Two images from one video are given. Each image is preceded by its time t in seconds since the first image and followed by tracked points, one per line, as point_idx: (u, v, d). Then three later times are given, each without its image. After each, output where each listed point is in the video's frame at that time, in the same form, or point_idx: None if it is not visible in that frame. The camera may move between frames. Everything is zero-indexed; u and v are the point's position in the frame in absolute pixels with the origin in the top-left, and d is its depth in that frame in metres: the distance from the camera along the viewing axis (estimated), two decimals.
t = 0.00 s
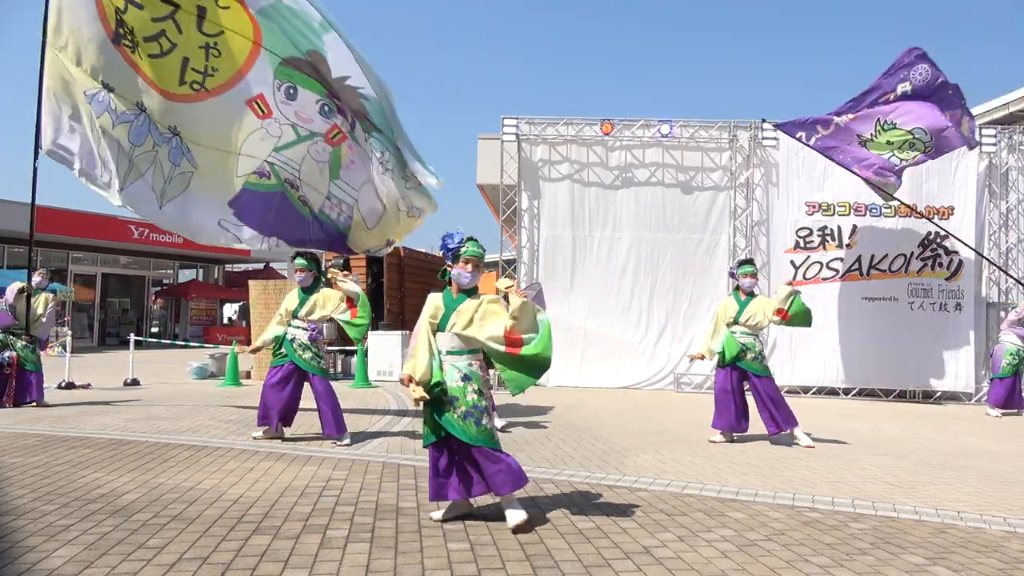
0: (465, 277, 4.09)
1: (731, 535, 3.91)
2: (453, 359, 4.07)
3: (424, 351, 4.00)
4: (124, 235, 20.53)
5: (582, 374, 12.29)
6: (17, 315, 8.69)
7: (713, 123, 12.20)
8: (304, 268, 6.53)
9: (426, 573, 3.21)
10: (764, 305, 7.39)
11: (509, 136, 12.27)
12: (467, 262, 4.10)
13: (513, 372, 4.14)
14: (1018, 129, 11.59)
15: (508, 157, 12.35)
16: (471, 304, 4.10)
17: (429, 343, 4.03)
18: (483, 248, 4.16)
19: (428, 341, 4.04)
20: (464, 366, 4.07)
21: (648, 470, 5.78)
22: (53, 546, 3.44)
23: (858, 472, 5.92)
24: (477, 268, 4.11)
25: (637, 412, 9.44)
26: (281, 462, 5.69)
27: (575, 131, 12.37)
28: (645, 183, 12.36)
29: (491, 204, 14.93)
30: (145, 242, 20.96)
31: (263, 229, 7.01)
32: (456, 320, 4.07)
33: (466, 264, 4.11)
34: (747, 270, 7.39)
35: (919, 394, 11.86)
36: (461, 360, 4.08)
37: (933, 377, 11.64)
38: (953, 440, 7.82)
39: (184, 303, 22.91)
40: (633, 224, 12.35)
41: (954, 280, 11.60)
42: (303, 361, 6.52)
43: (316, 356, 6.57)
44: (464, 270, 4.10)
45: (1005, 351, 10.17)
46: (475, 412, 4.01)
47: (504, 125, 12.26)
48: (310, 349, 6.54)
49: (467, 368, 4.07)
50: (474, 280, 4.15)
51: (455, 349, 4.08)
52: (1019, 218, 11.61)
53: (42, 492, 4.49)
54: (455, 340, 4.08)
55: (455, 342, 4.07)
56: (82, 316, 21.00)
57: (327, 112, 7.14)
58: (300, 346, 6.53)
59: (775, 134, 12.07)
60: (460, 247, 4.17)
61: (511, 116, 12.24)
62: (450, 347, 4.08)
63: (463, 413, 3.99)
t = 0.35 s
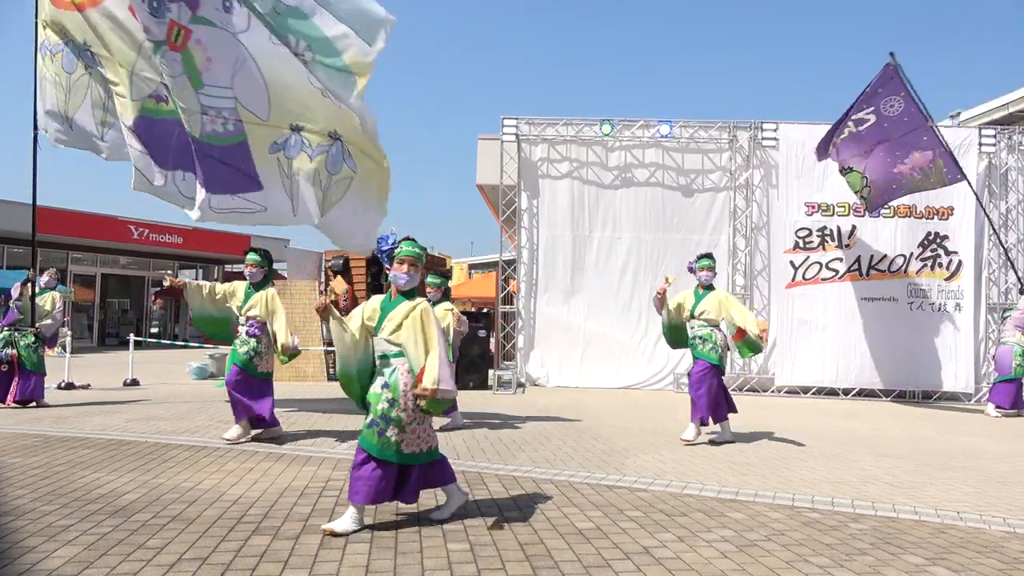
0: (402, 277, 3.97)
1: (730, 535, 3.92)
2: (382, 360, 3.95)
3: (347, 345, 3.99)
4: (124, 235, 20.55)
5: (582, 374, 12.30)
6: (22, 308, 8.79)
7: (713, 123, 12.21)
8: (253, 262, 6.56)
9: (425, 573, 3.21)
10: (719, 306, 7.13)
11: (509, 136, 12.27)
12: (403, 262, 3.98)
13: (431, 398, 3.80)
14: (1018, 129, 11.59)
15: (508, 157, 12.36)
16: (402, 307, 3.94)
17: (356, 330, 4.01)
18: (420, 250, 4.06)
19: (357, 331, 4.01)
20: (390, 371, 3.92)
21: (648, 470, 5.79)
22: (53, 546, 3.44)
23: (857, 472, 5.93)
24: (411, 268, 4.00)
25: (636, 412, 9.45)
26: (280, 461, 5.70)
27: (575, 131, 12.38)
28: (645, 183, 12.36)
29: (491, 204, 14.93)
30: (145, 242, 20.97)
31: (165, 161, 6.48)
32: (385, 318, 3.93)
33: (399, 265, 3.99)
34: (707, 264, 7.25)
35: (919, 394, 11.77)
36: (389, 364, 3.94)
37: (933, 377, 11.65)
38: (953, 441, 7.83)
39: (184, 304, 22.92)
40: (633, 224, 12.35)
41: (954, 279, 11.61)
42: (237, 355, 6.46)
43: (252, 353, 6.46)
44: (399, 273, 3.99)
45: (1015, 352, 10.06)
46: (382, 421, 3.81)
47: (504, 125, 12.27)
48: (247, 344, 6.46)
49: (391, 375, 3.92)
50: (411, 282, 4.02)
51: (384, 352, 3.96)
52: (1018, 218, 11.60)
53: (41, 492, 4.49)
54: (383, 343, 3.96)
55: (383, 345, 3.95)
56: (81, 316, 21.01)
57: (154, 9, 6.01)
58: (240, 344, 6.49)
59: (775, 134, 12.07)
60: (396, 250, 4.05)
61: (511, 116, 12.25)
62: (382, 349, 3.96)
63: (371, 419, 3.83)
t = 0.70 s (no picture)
0: (319, 268, 4.01)
1: (730, 535, 3.92)
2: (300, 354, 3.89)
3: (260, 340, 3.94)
4: (124, 235, 20.57)
5: (583, 374, 12.29)
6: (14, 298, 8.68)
7: (713, 123, 12.20)
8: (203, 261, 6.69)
9: (425, 573, 3.21)
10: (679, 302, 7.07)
11: (509, 136, 12.28)
12: (320, 253, 4.04)
13: (330, 392, 3.77)
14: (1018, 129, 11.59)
15: (508, 157, 12.35)
16: (324, 298, 3.92)
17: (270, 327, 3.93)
18: (340, 240, 4.13)
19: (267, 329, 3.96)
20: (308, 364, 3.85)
21: (647, 469, 5.80)
22: (53, 547, 3.44)
23: (857, 472, 5.94)
24: (329, 258, 4.05)
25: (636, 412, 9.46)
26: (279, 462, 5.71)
27: (575, 131, 12.38)
28: (644, 183, 12.36)
29: (491, 204, 14.92)
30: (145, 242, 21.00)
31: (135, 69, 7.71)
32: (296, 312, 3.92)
33: (317, 256, 4.06)
34: (669, 261, 7.17)
35: (919, 394, 11.85)
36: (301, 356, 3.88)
37: (933, 377, 11.65)
38: (952, 441, 7.84)
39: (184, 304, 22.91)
40: (633, 224, 12.35)
41: (953, 280, 11.61)
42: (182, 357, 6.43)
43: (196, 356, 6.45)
44: (320, 263, 4.03)
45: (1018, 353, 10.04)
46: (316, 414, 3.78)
47: (504, 126, 12.28)
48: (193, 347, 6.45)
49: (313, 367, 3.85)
50: (331, 273, 4.06)
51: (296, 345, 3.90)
52: (1018, 218, 11.62)
53: (41, 492, 4.49)
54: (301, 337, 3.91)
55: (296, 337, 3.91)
56: (81, 317, 21.00)
57: None
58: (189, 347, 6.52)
59: (775, 134, 12.08)
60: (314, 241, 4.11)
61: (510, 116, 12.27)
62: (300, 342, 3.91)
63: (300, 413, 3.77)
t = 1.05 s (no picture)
0: (211, 279, 3.79)
1: (730, 535, 3.92)
2: (234, 368, 3.84)
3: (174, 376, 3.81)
4: (124, 235, 20.56)
5: (583, 374, 12.29)
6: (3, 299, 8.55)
7: (712, 123, 12.19)
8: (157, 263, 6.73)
9: (425, 573, 3.22)
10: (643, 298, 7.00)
11: (509, 136, 12.27)
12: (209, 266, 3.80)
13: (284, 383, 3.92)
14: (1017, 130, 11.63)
15: (508, 157, 12.34)
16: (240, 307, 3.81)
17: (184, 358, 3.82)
18: (227, 251, 3.92)
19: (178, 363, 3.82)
20: (247, 375, 3.81)
21: (646, 469, 5.80)
22: (53, 547, 3.44)
23: (856, 472, 5.94)
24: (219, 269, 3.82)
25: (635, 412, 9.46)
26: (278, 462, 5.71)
27: (575, 131, 12.36)
28: (644, 183, 12.37)
29: (491, 204, 14.92)
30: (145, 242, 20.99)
31: None
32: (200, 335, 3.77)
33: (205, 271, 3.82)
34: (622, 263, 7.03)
35: (919, 394, 11.86)
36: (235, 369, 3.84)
37: (933, 377, 11.65)
38: (951, 441, 7.86)
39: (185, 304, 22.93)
40: (633, 225, 12.36)
41: (953, 280, 11.60)
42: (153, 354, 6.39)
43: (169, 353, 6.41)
44: (212, 277, 3.80)
45: (1015, 354, 10.02)
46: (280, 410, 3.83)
47: (504, 126, 12.27)
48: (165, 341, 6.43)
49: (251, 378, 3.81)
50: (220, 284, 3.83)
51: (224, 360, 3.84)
52: (1018, 219, 11.65)
53: (41, 492, 4.49)
54: (224, 352, 3.84)
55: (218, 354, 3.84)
56: (82, 316, 21.02)
57: None
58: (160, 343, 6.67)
59: (774, 134, 12.07)
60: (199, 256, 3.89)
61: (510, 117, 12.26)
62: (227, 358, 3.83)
63: (260, 419, 3.77)
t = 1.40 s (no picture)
0: (171, 300, 3.72)
1: (731, 536, 3.92)
2: (229, 370, 3.89)
3: (163, 400, 3.83)
4: (124, 235, 20.56)
5: (583, 374, 12.30)
6: None
7: (712, 123, 12.18)
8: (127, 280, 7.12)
9: (425, 574, 3.21)
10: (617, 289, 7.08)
11: (509, 136, 12.26)
12: (166, 286, 3.76)
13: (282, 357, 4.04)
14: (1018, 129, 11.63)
15: (508, 157, 12.33)
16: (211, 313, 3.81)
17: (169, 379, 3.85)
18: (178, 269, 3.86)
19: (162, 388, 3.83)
20: (245, 371, 3.90)
21: (646, 469, 5.80)
22: (53, 547, 3.44)
23: (856, 472, 5.94)
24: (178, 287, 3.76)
25: (635, 413, 9.46)
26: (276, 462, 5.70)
27: (575, 131, 12.36)
28: (644, 183, 12.37)
29: (491, 204, 14.93)
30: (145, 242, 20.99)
31: None
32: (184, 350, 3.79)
33: (163, 293, 3.75)
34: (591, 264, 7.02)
35: (919, 394, 11.86)
36: (229, 370, 3.89)
37: (934, 377, 11.65)
38: (951, 441, 7.86)
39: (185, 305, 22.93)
40: (633, 225, 12.36)
41: (953, 280, 11.60)
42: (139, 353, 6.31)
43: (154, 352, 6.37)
44: (170, 297, 3.73)
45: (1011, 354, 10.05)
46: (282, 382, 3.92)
47: (504, 126, 12.27)
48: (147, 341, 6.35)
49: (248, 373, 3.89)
50: (182, 300, 3.77)
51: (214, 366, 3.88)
52: (1018, 219, 11.67)
53: (41, 492, 4.49)
54: (213, 359, 3.87)
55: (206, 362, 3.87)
56: (82, 316, 21.03)
57: None
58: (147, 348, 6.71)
59: (774, 134, 12.07)
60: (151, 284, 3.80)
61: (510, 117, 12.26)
62: (221, 362, 3.87)
63: (267, 398, 3.85)
